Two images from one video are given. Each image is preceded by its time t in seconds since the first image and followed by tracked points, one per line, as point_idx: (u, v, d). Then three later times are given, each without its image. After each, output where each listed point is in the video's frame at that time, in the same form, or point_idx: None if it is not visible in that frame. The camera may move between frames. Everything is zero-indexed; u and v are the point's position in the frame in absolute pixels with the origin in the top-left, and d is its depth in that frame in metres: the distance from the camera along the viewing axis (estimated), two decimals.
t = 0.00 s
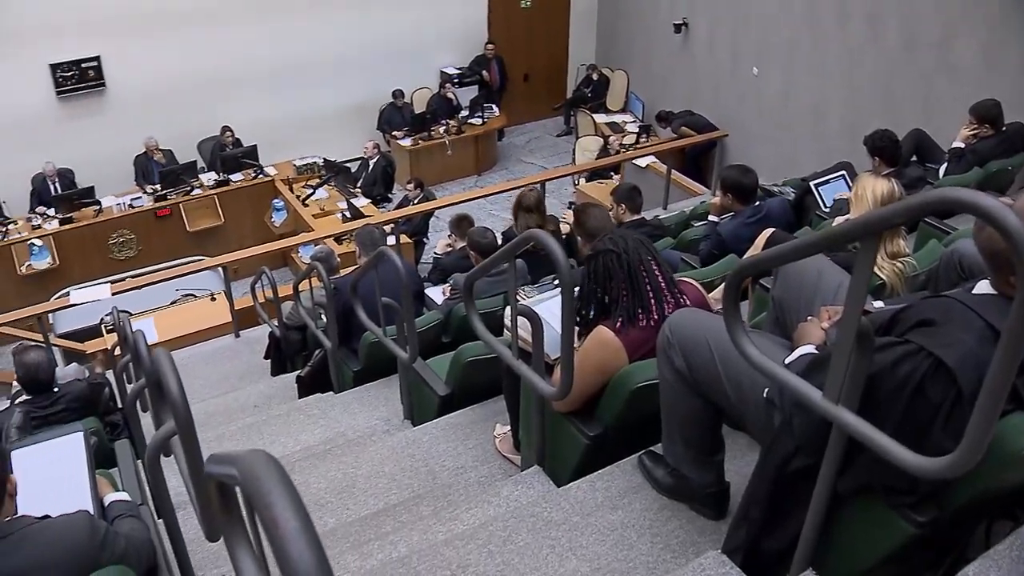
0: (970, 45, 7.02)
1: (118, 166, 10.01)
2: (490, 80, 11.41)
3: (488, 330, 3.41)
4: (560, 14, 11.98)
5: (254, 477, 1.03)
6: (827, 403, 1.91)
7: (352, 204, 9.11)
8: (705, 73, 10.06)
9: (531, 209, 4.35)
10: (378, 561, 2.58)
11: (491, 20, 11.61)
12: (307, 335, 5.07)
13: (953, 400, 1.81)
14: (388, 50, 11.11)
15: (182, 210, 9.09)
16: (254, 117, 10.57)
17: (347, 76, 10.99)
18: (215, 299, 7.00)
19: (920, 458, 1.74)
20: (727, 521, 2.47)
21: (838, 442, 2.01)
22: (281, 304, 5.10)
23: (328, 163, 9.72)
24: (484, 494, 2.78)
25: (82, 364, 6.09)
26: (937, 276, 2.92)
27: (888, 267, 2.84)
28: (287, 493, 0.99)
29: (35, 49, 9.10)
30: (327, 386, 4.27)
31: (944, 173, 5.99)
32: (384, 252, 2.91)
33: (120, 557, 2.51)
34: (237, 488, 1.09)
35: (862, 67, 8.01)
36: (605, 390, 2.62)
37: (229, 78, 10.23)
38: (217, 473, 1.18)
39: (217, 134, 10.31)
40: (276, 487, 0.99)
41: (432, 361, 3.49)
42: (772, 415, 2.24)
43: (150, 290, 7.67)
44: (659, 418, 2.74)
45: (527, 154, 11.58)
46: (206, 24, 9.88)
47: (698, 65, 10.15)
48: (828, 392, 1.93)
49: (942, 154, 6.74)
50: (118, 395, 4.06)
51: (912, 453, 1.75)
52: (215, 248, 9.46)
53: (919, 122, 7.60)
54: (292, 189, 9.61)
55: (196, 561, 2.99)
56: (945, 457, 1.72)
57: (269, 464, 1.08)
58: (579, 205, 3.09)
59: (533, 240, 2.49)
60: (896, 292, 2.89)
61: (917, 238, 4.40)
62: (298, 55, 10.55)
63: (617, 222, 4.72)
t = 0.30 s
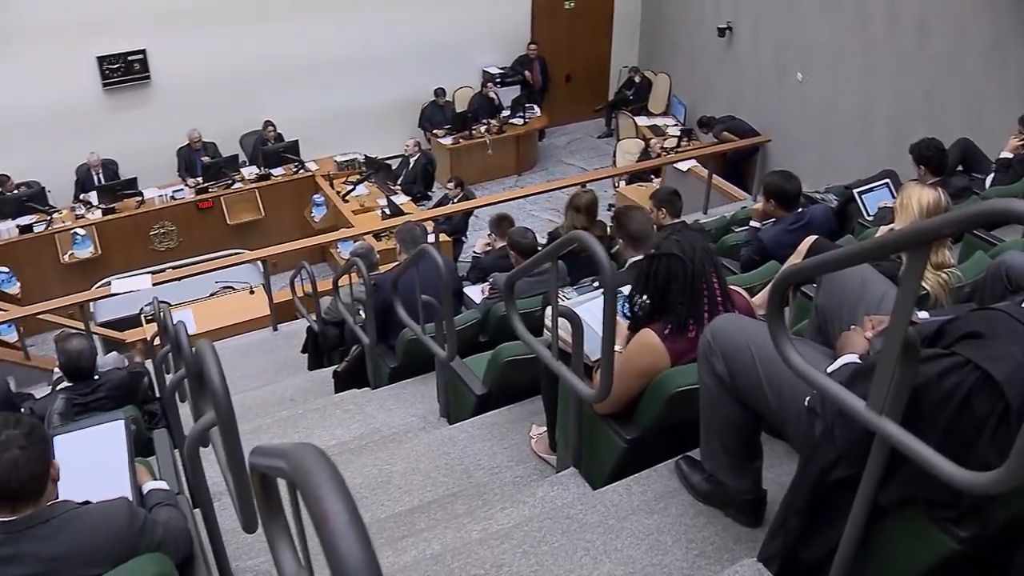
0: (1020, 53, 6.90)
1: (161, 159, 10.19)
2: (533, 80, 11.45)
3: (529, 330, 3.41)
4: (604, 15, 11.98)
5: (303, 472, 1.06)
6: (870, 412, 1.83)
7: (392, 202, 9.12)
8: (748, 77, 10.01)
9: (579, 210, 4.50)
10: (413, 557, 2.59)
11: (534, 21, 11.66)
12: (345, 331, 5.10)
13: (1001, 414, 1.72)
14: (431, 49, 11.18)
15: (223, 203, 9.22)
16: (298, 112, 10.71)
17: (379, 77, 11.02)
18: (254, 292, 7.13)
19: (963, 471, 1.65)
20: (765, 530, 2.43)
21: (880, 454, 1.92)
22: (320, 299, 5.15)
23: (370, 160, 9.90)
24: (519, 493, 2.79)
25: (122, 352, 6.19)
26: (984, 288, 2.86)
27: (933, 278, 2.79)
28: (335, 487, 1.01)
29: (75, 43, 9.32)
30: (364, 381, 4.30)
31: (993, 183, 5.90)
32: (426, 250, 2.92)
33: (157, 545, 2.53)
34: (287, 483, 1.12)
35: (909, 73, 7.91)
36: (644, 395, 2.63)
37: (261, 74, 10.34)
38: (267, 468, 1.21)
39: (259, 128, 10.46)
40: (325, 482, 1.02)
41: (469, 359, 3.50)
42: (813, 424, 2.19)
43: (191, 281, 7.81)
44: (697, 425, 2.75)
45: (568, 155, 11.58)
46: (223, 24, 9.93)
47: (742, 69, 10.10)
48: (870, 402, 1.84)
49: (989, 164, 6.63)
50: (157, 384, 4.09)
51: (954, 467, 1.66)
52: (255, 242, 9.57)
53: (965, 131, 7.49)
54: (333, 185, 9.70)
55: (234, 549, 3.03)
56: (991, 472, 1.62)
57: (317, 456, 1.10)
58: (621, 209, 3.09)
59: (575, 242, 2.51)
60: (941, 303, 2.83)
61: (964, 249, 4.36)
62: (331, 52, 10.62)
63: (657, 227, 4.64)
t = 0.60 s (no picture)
0: None
1: (205, 152, 10.38)
2: (575, 82, 11.48)
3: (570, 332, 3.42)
4: (649, 16, 11.96)
5: (357, 469, 1.10)
6: (915, 424, 1.78)
7: (432, 199, 9.05)
8: (793, 82, 9.95)
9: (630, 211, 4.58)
10: (447, 555, 2.59)
11: (579, 22, 11.70)
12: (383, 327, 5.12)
13: None
14: (474, 49, 11.26)
15: (265, 197, 9.37)
16: (343, 108, 10.85)
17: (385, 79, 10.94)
18: (293, 287, 7.25)
19: (1009, 488, 1.58)
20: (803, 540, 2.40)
21: (924, 467, 1.86)
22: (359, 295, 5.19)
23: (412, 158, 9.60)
24: (555, 495, 2.79)
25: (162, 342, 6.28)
26: None
27: (980, 290, 2.75)
28: (388, 484, 1.04)
29: (119, 37, 9.49)
30: (401, 378, 4.32)
31: None
32: (468, 250, 2.93)
33: (196, 534, 2.55)
34: (342, 478, 1.16)
35: (957, 82, 7.79)
36: (684, 400, 2.63)
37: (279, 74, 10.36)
38: (323, 464, 1.25)
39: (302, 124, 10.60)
40: (378, 478, 1.05)
41: (508, 359, 3.53)
42: (855, 435, 2.16)
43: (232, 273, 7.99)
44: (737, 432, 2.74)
45: (610, 157, 11.57)
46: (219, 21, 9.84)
47: (787, 74, 10.04)
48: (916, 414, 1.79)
49: None
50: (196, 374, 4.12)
51: (1000, 483, 1.60)
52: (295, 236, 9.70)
53: (1015, 141, 7.33)
54: (374, 181, 9.74)
55: (272, 540, 3.06)
56: None
57: (371, 454, 1.14)
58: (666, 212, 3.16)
59: (619, 244, 2.53)
60: (987, 316, 2.78)
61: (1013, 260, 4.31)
62: (365, 50, 10.68)
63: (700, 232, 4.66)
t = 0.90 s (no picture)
0: None
1: (249, 146, 10.57)
2: (619, 83, 11.50)
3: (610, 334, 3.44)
4: (694, 18, 11.92)
5: (407, 465, 1.08)
6: (962, 439, 1.73)
7: (474, 198, 9.09)
8: (840, 89, 9.85)
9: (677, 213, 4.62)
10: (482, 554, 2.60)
11: (623, 23, 11.65)
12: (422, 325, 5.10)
13: None
14: (516, 48, 11.31)
15: (306, 192, 9.51)
16: (387, 105, 10.96)
17: (395, 78, 10.85)
18: (332, 282, 7.35)
19: None
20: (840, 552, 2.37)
21: (970, 482, 1.81)
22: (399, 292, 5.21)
23: (453, 156, 9.78)
24: (591, 497, 2.79)
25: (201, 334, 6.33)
26: None
27: None
28: (439, 480, 1.03)
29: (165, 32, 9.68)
30: (438, 378, 4.33)
31: None
32: (511, 249, 2.94)
33: (234, 524, 2.57)
34: (391, 474, 1.14)
35: (1006, 92, 7.61)
36: (724, 405, 2.62)
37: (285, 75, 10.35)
38: (372, 460, 1.24)
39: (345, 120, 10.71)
40: (428, 474, 1.04)
41: (546, 360, 3.54)
42: (898, 446, 2.13)
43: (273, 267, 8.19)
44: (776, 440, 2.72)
45: (651, 161, 11.54)
46: (209, 20, 9.79)
47: (833, 80, 9.95)
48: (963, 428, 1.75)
49: None
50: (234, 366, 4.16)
51: None
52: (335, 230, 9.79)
53: None
54: (416, 179, 9.77)
55: (307, 534, 3.09)
56: None
57: (421, 450, 1.12)
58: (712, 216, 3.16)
59: (664, 248, 2.52)
60: None
61: None
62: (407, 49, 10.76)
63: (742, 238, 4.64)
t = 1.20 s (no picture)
0: None
1: (291, 141, 10.72)
2: (661, 86, 11.46)
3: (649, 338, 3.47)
4: (738, 22, 11.93)
5: (457, 462, 1.07)
6: (1007, 453, 1.69)
7: (513, 198, 9.13)
8: (883, 95, 9.76)
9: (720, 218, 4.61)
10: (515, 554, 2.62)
11: (666, 26, 11.72)
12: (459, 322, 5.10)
13: None
14: (554, 48, 11.36)
15: (347, 188, 9.56)
16: (429, 103, 11.09)
17: (420, 79, 10.92)
18: (370, 278, 7.40)
19: None
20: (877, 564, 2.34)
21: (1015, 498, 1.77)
22: (436, 289, 5.23)
23: (494, 156, 9.93)
24: (626, 501, 2.80)
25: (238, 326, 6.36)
26: None
27: None
28: (489, 479, 1.01)
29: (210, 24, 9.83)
30: (476, 376, 4.43)
31: None
32: (551, 249, 2.95)
33: (271, 516, 2.59)
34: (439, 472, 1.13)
35: None
36: (764, 412, 2.62)
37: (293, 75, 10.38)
38: (418, 458, 1.23)
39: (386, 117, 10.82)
40: (477, 473, 1.02)
41: (585, 361, 3.58)
42: (941, 459, 2.10)
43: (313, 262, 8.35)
44: (814, 449, 2.71)
45: (692, 164, 11.50)
46: (210, 21, 9.82)
47: (877, 86, 9.85)
48: (1009, 443, 1.71)
49: None
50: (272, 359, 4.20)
51: None
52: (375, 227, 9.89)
53: None
54: (455, 177, 9.81)
55: (343, 528, 3.12)
56: None
57: (471, 449, 1.11)
58: (754, 224, 3.18)
59: (707, 253, 2.50)
60: None
61: None
62: (451, 48, 10.89)
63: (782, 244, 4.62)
